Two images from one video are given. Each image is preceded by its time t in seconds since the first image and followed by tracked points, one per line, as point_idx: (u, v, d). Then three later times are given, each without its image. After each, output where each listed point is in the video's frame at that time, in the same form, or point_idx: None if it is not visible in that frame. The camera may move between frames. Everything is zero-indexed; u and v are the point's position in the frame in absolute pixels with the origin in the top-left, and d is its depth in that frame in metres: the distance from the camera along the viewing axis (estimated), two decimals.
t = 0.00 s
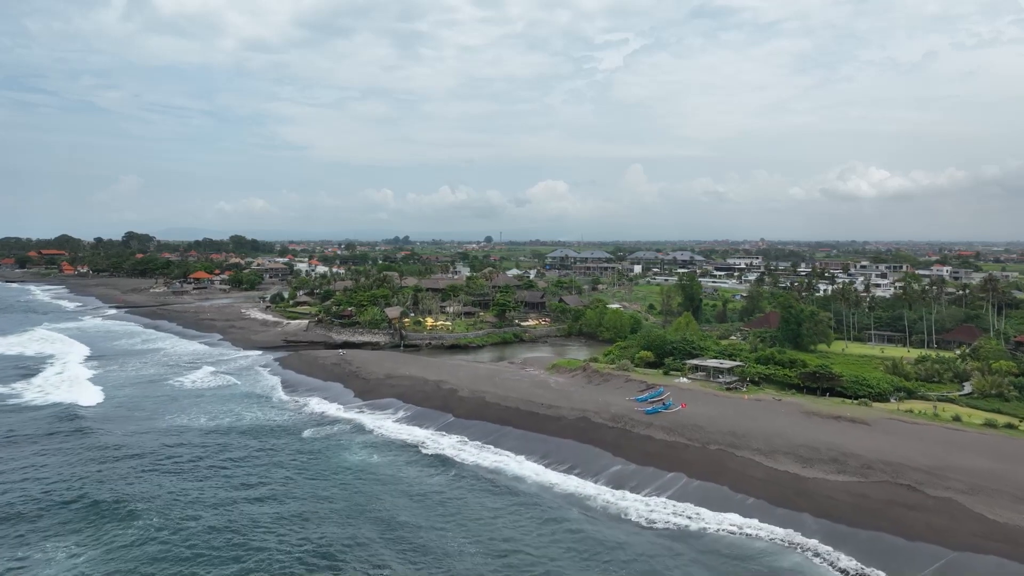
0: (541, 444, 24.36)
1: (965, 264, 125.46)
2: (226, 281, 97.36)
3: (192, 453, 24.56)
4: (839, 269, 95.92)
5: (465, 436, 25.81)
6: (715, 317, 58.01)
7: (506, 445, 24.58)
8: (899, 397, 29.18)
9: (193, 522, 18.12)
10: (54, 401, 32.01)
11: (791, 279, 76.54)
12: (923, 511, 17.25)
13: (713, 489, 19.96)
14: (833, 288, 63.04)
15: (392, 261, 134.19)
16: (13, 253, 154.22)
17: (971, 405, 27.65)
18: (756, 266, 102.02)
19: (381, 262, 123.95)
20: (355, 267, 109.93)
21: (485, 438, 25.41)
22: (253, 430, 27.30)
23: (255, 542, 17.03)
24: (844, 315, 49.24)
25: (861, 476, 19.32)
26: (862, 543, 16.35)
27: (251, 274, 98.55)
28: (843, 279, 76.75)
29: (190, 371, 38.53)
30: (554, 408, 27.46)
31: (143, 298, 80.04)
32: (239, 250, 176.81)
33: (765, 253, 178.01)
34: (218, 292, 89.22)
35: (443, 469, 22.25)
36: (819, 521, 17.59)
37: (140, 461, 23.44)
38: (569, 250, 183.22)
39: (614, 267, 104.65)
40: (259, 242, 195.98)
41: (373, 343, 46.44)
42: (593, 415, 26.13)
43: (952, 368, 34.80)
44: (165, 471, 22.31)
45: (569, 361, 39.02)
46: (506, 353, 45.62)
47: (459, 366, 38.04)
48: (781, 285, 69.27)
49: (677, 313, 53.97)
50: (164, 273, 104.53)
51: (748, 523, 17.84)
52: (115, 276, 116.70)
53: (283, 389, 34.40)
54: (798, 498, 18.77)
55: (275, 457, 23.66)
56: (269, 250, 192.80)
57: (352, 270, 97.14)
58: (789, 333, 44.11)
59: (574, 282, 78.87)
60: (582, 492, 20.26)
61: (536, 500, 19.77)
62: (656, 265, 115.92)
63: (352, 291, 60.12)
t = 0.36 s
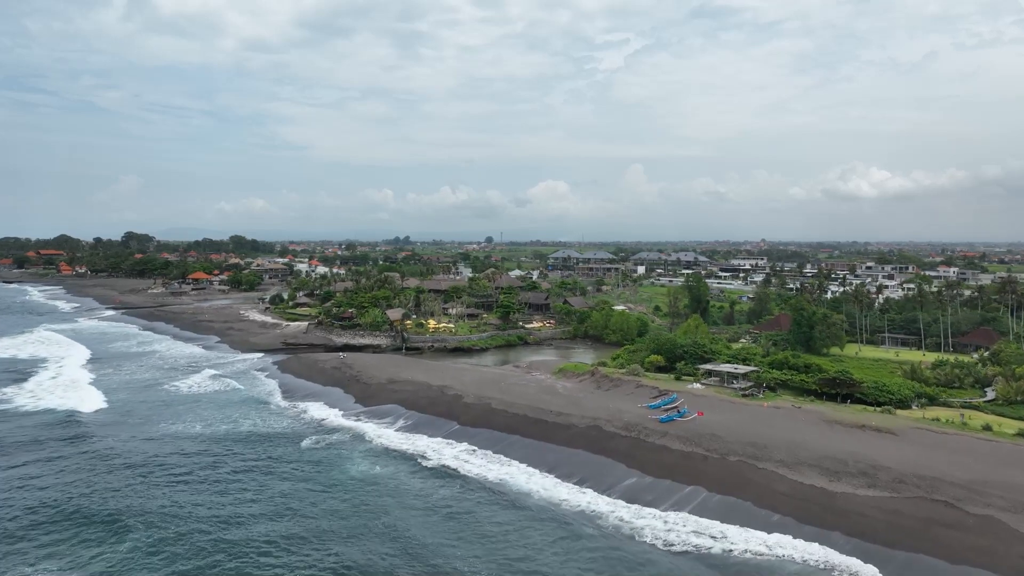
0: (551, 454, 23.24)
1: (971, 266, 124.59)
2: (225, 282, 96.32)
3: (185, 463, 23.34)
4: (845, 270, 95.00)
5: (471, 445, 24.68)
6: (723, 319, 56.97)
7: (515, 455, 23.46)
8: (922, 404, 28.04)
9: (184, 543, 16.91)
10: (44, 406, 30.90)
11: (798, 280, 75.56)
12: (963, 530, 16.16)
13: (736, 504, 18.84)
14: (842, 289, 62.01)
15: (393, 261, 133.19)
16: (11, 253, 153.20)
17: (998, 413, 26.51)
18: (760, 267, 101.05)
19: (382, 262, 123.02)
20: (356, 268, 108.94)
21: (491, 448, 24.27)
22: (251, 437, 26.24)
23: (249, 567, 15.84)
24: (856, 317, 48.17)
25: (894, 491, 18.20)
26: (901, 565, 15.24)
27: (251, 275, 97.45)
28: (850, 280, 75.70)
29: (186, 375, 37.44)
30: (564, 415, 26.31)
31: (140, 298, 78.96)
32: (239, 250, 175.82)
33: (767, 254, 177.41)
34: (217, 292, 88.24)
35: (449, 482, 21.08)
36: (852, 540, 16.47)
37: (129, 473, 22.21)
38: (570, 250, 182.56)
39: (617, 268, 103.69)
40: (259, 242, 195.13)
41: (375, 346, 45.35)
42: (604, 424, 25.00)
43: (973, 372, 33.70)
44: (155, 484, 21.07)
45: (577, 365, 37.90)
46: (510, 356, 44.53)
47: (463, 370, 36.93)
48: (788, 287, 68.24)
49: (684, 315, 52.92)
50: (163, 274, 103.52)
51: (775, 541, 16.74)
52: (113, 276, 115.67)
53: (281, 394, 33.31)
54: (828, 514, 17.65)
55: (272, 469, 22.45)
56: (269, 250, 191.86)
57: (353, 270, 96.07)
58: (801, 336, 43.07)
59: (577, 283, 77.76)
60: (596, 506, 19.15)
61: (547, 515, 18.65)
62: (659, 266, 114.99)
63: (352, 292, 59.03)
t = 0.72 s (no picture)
0: (563, 465, 22.12)
1: (977, 266, 123.65)
2: (224, 283, 95.30)
3: (178, 475, 22.18)
4: (850, 271, 94.07)
5: (478, 455, 23.56)
6: (731, 321, 55.95)
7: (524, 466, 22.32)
8: (947, 410, 26.91)
9: (175, 566, 15.76)
10: (34, 412, 29.79)
11: (805, 281, 74.62)
12: (1010, 552, 15.06)
13: (761, 521, 17.71)
14: (852, 291, 60.98)
15: (393, 262, 132.57)
16: (8, 254, 152.16)
17: None
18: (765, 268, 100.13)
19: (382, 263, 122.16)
20: (356, 268, 108.01)
21: (499, 458, 23.15)
22: (248, 445, 25.13)
23: None
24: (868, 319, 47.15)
25: (930, 508, 17.09)
26: None
27: (250, 275, 96.40)
28: (858, 281, 74.74)
29: (182, 380, 36.31)
30: (575, 423, 25.17)
31: (138, 299, 77.87)
32: (239, 250, 174.90)
33: (768, 254, 177.21)
34: (215, 293, 87.10)
35: (456, 496, 19.94)
36: (890, 561, 15.35)
37: (119, 486, 21.03)
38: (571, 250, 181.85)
39: (621, 268, 102.78)
40: (258, 242, 194.09)
41: (376, 349, 44.30)
42: (618, 433, 23.86)
43: (995, 377, 32.62)
44: (146, 498, 19.91)
45: (585, 368, 36.78)
46: (515, 359, 43.47)
47: (468, 374, 35.85)
48: (796, 289, 67.25)
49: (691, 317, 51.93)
50: (162, 275, 102.49)
51: (808, 563, 15.61)
52: (112, 276, 114.71)
53: (279, 399, 32.21)
54: (862, 533, 16.52)
55: (269, 482, 21.26)
56: (269, 250, 190.90)
57: (353, 271, 95.06)
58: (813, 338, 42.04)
59: (581, 283, 76.76)
60: (613, 523, 18.04)
61: (561, 532, 17.55)
62: (662, 266, 114.08)
63: (353, 292, 57.99)
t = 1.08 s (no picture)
0: (575, 476, 21.10)
1: (982, 267, 122.83)
2: (224, 283, 94.32)
3: (172, 486, 21.11)
4: (856, 271, 93.21)
5: (486, 465, 22.55)
6: (739, 322, 55.01)
7: (535, 477, 21.29)
8: (972, 417, 25.89)
9: None
10: (24, 417, 28.78)
11: (812, 282, 73.73)
12: None
13: (790, 538, 16.69)
14: (861, 293, 60.07)
15: (394, 262, 131.67)
16: (7, 254, 151.20)
17: None
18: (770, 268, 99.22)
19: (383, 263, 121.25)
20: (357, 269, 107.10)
21: (508, 469, 22.13)
22: (247, 454, 24.15)
23: None
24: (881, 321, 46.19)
25: (970, 526, 16.08)
26: None
27: (249, 275, 95.42)
28: (866, 282, 73.82)
29: (178, 384, 35.31)
30: (586, 431, 24.15)
31: (136, 300, 76.93)
32: (238, 250, 173.93)
33: (770, 254, 176.54)
34: (215, 294, 86.17)
35: (464, 510, 18.94)
36: None
37: (110, 500, 19.97)
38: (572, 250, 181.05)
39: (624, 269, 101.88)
40: (258, 242, 193.16)
41: (378, 351, 43.31)
42: (632, 441, 22.83)
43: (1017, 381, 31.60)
44: (138, 515, 18.86)
45: (593, 372, 35.72)
46: (520, 362, 42.48)
47: (473, 377, 34.83)
48: (804, 290, 66.31)
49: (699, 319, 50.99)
50: (161, 275, 101.56)
51: None
52: (110, 276, 113.78)
53: (278, 405, 31.20)
54: (898, 552, 15.51)
55: (267, 495, 20.20)
56: (269, 250, 189.95)
57: (354, 271, 94.10)
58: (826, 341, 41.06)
59: (585, 284, 75.74)
60: (631, 540, 17.04)
61: (577, 551, 16.53)
62: (666, 267, 113.18)
63: (355, 293, 57.02)
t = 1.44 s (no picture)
0: (591, 490, 19.98)
1: (990, 267, 121.73)
2: (224, 283, 93.26)
3: (167, 500, 20.00)
4: (863, 272, 92.28)
5: (496, 477, 21.41)
6: (749, 324, 53.98)
7: (549, 490, 20.15)
8: (1002, 424, 24.78)
9: None
10: (14, 423, 27.68)
11: (820, 283, 72.71)
12: None
13: (826, 557, 15.56)
14: (873, 294, 59.02)
15: (396, 262, 130.74)
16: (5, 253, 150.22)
17: None
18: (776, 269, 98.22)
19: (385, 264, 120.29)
20: (359, 270, 106.16)
21: (520, 481, 20.99)
22: (245, 464, 23.01)
23: None
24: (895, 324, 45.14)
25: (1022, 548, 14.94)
26: None
27: (249, 276, 94.36)
28: (875, 282, 72.82)
29: (175, 388, 34.19)
30: (600, 440, 23.01)
31: (134, 302, 75.85)
32: (238, 250, 173.51)
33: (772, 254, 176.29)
34: (214, 295, 85.08)
35: (475, 528, 17.83)
36: None
37: (101, 516, 18.85)
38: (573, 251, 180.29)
39: (629, 269, 100.96)
40: (258, 242, 192.16)
41: (381, 354, 42.24)
42: (650, 452, 21.72)
43: None
44: (130, 532, 17.74)
45: (604, 376, 34.60)
46: (527, 366, 41.40)
47: (480, 382, 33.69)
48: (813, 291, 65.27)
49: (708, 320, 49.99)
50: (160, 275, 100.57)
51: None
52: (109, 277, 112.78)
53: (278, 411, 30.04)
54: None
55: (266, 510, 19.10)
56: (269, 250, 188.91)
57: (355, 272, 93.04)
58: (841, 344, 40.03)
59: (590, 284, 74.74)
60: (654, 561, 15.92)
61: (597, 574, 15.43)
62: (670, 267, 112.25)
63: (357, 295, 55.92)
